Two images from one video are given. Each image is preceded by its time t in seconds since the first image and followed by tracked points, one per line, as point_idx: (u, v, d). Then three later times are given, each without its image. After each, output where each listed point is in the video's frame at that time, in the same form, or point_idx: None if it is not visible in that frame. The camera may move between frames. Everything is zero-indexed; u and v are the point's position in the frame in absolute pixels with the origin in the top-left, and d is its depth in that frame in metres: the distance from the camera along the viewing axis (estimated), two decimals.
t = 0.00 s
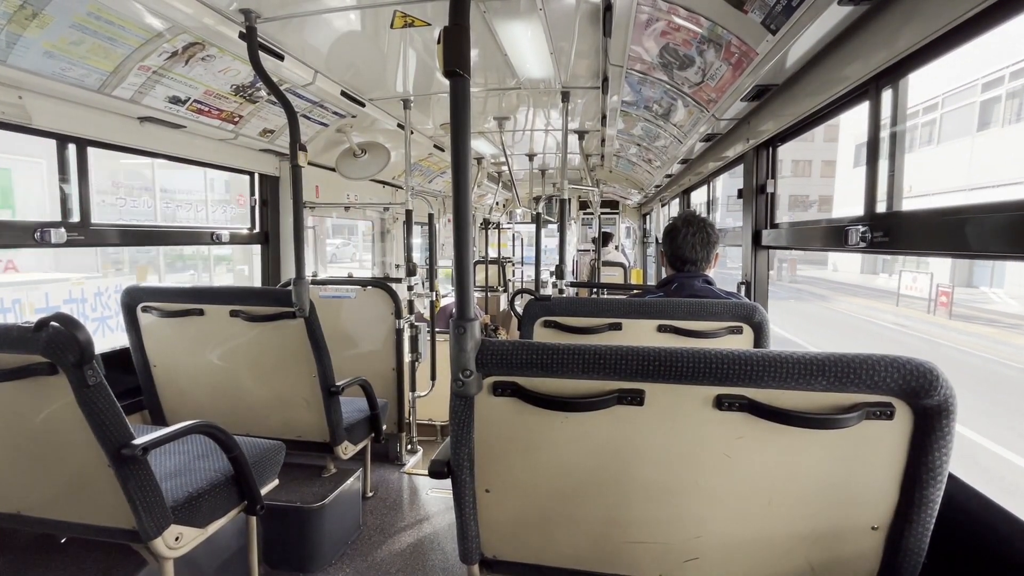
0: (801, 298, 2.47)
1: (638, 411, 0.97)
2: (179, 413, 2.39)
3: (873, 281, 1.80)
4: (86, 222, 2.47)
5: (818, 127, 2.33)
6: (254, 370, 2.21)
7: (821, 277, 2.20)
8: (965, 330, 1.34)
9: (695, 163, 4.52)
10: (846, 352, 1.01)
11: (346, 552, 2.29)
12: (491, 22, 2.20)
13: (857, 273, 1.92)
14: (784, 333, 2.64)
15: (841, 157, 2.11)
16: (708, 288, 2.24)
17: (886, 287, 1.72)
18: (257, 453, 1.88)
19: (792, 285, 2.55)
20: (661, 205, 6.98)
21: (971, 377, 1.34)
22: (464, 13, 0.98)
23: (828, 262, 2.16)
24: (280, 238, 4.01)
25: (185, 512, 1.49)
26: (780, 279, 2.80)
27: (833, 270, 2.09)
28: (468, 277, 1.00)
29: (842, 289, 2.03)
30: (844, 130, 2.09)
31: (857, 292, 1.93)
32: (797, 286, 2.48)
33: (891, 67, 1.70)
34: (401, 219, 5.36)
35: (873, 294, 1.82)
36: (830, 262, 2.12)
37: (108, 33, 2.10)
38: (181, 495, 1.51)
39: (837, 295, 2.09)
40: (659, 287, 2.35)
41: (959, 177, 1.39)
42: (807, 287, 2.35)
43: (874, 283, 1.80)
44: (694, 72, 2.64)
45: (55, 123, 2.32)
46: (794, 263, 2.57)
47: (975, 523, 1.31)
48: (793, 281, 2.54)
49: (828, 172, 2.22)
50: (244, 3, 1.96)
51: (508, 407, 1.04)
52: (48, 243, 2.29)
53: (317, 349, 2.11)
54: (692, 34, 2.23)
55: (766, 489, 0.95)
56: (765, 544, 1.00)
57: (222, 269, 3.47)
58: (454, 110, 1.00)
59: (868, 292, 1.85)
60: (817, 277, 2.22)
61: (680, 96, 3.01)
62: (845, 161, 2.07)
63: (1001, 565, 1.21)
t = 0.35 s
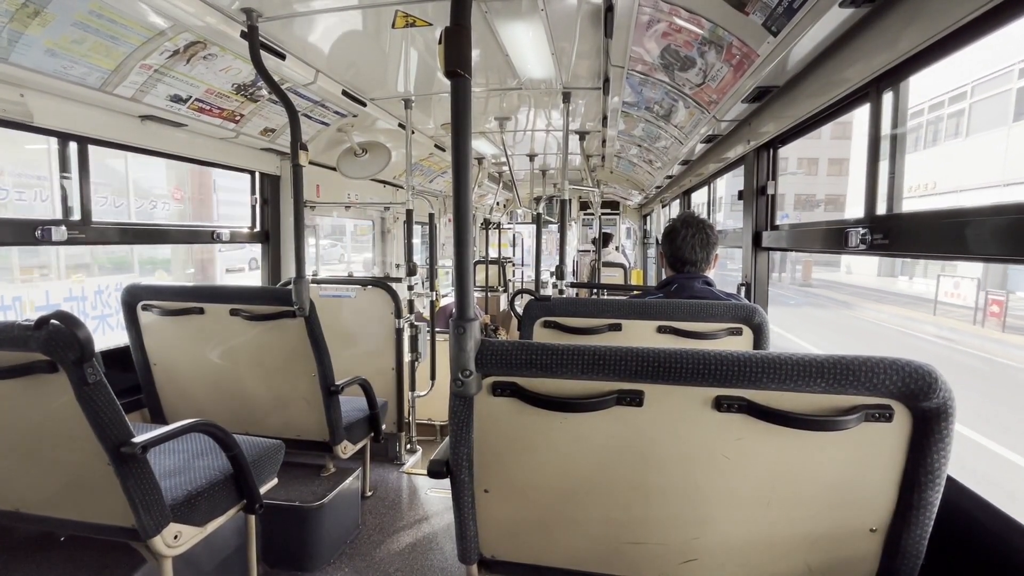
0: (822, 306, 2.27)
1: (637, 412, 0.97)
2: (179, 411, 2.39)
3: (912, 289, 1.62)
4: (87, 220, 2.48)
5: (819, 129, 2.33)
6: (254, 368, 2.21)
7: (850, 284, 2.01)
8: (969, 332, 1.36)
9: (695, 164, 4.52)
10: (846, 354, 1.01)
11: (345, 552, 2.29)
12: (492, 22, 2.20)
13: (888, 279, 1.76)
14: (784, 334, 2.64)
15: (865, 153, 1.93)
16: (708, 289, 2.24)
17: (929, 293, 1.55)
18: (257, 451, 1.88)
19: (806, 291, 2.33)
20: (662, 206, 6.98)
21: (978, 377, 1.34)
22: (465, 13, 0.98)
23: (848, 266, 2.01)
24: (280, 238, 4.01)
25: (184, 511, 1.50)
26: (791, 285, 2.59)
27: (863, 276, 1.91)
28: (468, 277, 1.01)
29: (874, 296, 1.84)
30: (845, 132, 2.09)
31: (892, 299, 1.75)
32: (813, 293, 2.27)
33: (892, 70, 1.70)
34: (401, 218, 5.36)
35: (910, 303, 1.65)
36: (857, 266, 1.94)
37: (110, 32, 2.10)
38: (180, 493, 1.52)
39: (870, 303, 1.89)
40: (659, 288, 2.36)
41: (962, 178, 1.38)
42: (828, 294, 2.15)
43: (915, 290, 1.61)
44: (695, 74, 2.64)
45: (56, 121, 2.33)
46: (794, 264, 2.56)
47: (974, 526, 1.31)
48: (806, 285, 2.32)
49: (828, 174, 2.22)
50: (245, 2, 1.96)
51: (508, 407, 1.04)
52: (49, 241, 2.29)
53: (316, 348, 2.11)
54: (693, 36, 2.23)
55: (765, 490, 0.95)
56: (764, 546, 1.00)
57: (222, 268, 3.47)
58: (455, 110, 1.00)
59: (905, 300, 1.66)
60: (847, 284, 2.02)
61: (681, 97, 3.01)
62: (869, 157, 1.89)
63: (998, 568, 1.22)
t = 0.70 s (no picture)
0: (842, 314, 2.09)
1: (637, 412, 0.97)
2: (178, 410, 2.39)
3: (947, 295, 1.42)
4: (87, 219, 2.47)
5: (820, 130, 2.33)
6: (254, 368, 2.21)
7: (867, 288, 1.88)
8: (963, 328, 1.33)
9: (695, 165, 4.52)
10: (847, 355, 1.00)
11: (344, 551, 2.29)
12: (493, 22, 2.20)
13: (913, 284, 1.59)
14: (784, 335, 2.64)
15: (902, 142, 1.71)
16: (708, 290, 2.24)
17: (972, 301, 1.32)
18: (256, 451, 1.88)
19: (822, 296, 2.13)
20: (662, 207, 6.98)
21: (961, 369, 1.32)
22: (466, 12, 0.98)
23: (863, 268, 1.89)
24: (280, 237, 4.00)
25: (183, 509, 1.50)
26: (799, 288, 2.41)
27: (887, 279, 1.73)
28: (469, 277, 1.00)
29: (900, 301, 1.66)
30: (846, 133, 2.09)
31: (922, 306, 1.55)
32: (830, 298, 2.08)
33: (893, 70, 1.70)
34: (402, 218, 5.37)
35: (946, 312, 1.44)
36: (882, 269, 1.76)
37: (110, 30, 2.10)
38: (180, 492, 1.52)
39: (893, 309, 1.73)
40: (659, 288, 2.36)
41: (962, 180, 1.37)
42: (848, 298, 1.98)
43: (947, 297, 1.43)
44: (695, 74, 2.64)
45: (56, 120, 2.32)
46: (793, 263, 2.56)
47: (974, 528, 1.31)
48: (823, 290, 2.13)
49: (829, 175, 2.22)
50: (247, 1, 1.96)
51: (507, 407, 1.04)
52: (49, 239, 2.30)
53: (316, 347, 2.11)
54: (694, 37, 2.23)
55: (765, 492, 0.95)
56: (763, 547, 1.00)
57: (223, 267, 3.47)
58: (455, 110, 1.00)
59: (939, 307, 1.46)
60: (868, 287, 1.85)
61: (681, 97, 3.01)
62: (906, 147, 1.68)
63: (998, 570, 1.21)
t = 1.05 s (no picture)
0: (858, 321, 1.95)
1: (638, 415, 0.97)
2: (180, 414, 2.39)
3: (983, 303, 1.30)
4: (89, 223, 2.48)
5: (820, 131, 2.33)
6: (256, 371, 2.21)
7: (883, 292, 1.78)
8: (974, 334, 1.32)
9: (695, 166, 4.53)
10: (849, 356, 1.00)
11: (346, 554, 2.29)
12: (493, 25, 2.20)
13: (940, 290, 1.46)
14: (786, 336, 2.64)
15: (933, 132, 1.55)
16: (709, 291, 2.24)
17: (997, 304, 1.26)
18: (258, 454, 1.88)
19: (842, 303, 2.07)
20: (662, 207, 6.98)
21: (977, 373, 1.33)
22: (466, 17, 0.98)
23: (881, 272, 1.80)
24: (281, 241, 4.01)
25: (186, 513, 1.50)
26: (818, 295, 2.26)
27: (907, 284, 1.63)
28: (469, 280, 1.01)
29: (928, 309, 1.54)
30: (846, 134, 2.09)
31: (952, 316, 1.40)
32: (850, 305, 2.00)
33: (892, 71, 1.70)
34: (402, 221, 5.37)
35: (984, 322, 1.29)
36: (907, 273, 1.62)
37: (111, 35, 2.11)
38: (182, 496, 1.52)
39: (911, 316, 1.64)
40: (660, 290, 2.36)
41: (963, 180, 1.37)
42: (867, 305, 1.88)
43: (982, 305, 1.31)
44: (695, 76, 2.64)
45: (57, 124, 2.33)
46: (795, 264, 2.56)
47: (977, 529, 1.31)
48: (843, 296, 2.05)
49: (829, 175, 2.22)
50: (247, 5, 1.97)
51: (508, 410, 1.04)
52: (50, 243, 2.30)
53: (317, 350, 2.11)
54: (693, 38, 2.24)
55: (766, 493, 0.95)
56: (766, 549, 1.00)
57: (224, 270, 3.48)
58: (455, 114, 1.00)
59: (963, 315, 1.35)
60: (887, 293, 1.75)
61: (681, 99, 3.02)
62: (936, 139, 1.53)
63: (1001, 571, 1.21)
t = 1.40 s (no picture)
0: (871, 324, 1.87)
1: (640, 414, 0.97)
2: (181, 416, 2.39)
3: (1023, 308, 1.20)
4: (88, 226, 2.48)
5: (820, 128, 2.33)
6: (257, 373, 2.21)
7: (904, 295, 1.66)
8: (980, 332, 1.32)
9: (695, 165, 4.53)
10: (850, 355, 1.00)
11: (349, 556, 2.29)
12: (491, 25, 2.20)
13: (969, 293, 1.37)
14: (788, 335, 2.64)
15: (960, 122, 1.42)
16: (709, 289, 2.24)
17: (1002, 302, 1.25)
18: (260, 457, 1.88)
19: (865, 308, 1.89)
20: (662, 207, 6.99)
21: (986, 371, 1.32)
22: (465, 17, 0.98)
23: (900, 273, 1.68)
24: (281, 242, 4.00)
25: (187, 516, 1.50)
26: (843, 300, 2.07)
27: (932, 286, 1.52)
28: (470, 280, 1.00)
29: (954, 314, 1.43)
30: (845, 132, 2.09)
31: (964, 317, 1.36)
32: (875, 310, 1.83)
33: (891, 69, 1.70)
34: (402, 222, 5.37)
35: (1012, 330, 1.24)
36: (930, 274, 1.53)
37: (110, 38, 2.11)
38: (183, 499, 1.52)
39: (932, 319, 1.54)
40: (659, 289, 2.36)
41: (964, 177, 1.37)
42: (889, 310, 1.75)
43: None
44: (694, 75, 2.64)
45: (56, 127, 2.33)
46: (795, 263, 2.57)
47: (980, 526, 1.31)
48: (868, 301, 1.88)
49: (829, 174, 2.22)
50: (246, 7, 1.97)
51: (510, 410, 1.04)
52: (50, 246, 2.30)
53: (318, 352, 2.11)
54: (692, 37, 2.24)
55: (769, 492, 0.95)
56: (768, 548, 1.00)
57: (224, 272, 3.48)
58: (455, 115, 1.00)
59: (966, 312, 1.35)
60: (910, 297, 1.63)
61: (680, 98, 3.02)
62: (963, 130, 1.39)
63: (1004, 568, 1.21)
